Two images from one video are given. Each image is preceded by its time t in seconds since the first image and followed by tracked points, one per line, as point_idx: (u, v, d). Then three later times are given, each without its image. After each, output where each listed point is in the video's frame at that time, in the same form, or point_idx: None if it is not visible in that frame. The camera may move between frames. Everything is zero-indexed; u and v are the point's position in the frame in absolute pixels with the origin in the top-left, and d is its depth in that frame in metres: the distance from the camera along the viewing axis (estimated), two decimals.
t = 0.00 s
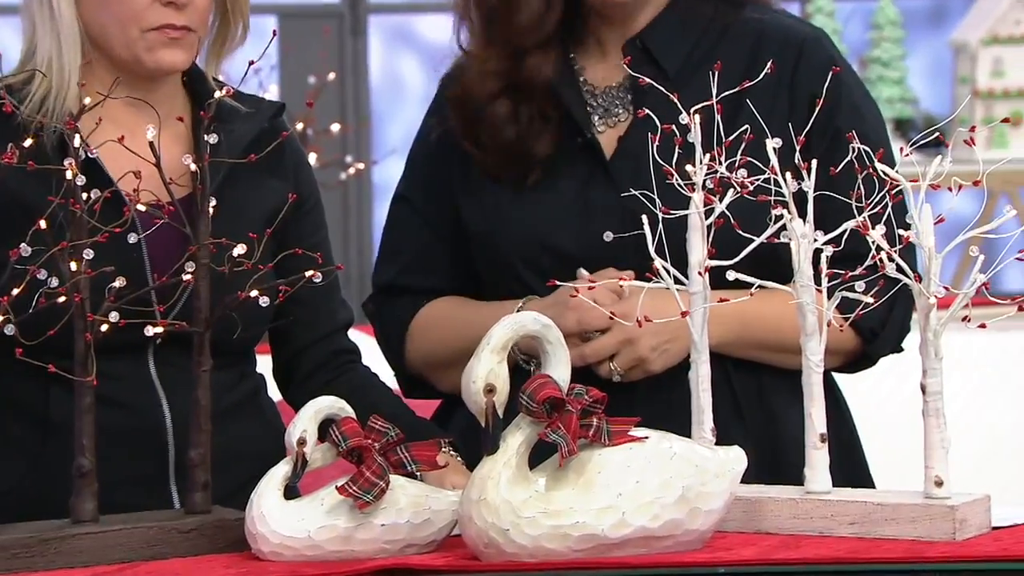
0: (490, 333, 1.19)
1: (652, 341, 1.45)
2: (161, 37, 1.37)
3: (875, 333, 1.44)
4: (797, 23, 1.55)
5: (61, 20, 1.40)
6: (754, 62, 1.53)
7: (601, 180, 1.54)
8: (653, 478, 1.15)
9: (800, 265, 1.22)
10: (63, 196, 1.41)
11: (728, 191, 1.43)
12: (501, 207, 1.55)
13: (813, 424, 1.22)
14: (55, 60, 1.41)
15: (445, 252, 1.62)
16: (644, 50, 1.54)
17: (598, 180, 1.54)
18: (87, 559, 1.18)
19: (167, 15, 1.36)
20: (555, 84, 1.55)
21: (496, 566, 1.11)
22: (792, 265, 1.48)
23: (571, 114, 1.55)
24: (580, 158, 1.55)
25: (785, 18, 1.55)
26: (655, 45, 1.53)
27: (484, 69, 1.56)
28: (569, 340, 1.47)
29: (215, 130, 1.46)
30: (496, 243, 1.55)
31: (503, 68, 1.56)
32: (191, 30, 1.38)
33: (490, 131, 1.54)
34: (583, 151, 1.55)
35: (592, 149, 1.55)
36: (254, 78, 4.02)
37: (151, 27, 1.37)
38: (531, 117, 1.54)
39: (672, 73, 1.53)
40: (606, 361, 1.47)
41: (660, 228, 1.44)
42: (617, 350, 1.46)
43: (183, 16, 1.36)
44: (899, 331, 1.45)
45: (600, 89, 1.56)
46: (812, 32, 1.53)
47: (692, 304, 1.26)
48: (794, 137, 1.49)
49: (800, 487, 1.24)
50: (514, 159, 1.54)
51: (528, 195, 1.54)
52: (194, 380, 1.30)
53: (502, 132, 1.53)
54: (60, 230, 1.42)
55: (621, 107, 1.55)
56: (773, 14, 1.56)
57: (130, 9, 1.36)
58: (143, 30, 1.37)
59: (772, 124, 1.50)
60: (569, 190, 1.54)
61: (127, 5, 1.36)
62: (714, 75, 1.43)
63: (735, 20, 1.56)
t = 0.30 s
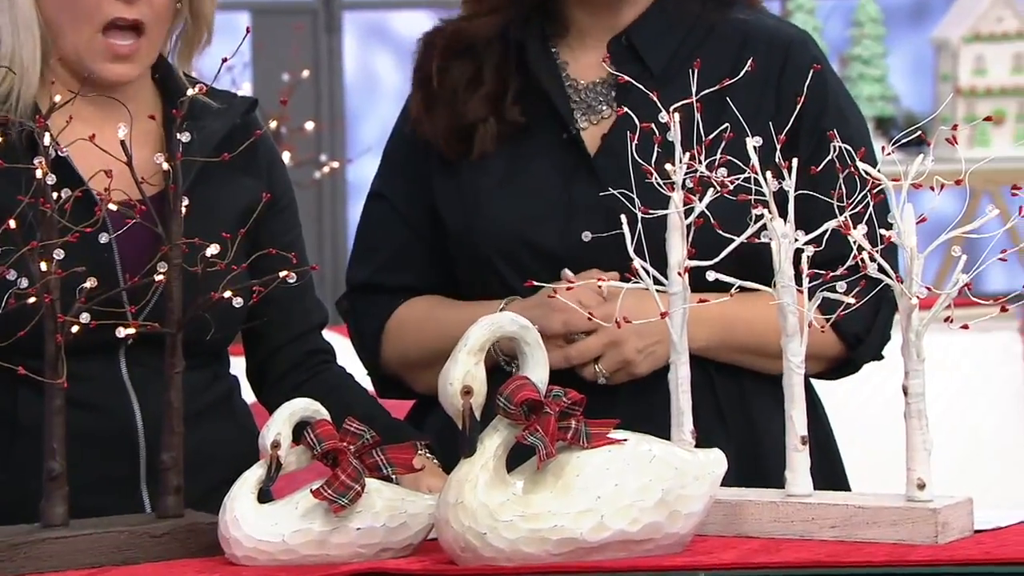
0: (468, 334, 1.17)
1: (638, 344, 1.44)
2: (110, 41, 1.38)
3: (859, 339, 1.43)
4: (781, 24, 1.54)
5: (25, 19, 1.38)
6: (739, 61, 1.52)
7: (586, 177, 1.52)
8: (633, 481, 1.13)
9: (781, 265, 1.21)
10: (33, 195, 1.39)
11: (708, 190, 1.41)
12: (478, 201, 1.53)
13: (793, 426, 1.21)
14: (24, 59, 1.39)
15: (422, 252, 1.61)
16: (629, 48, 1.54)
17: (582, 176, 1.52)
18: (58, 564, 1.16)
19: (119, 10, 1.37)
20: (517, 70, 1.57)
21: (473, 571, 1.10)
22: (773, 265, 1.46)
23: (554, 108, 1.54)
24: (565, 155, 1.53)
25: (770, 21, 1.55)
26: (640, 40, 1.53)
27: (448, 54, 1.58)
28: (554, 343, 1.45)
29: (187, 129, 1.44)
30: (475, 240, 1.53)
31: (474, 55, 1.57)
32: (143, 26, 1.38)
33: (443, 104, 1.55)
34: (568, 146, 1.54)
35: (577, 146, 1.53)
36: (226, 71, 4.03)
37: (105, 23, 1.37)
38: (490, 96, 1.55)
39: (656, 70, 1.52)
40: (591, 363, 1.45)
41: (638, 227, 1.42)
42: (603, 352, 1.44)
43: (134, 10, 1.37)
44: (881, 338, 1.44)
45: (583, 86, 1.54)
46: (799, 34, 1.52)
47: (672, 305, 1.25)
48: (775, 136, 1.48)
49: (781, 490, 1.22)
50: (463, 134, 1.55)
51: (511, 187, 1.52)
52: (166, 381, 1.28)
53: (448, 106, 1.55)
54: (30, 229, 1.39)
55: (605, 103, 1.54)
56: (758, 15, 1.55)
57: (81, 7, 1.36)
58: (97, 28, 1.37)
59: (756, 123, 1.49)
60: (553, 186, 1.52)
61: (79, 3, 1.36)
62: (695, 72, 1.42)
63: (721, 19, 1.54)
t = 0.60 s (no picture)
0: (444, 336, 1.15)
1: (626, 344, 1.42)
2: (65, 31, 1.35)
3: (846, 329, 1.42)
4: (754, 12, 1.53)
5: None
6: (712, 56, 1.50)
7: (562, 177, 1.50)
8: (611, 484, 1.12)
9: (762, 266, 1.19)
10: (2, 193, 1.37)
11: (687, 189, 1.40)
12: (451, 205, 1.51)
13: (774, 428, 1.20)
14: None
15: (397, 253, 1.59)
16: (598, 44, 1.52)
17: (556, 176, 1.50)
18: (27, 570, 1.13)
19: (69, 10, 1.34)
20: (491, 74, 1.56)
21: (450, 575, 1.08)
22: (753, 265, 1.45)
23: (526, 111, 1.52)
24: (538, 157, 1.51)
25: (741, 7, 1.54)
26: (610, 36, 1.51)
27: (426, 62, 1.56)
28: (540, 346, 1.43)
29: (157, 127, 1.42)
30: (452, 244, 1.51)
31: (457, 61, 1.56)
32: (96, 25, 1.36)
33: (422, 115, 1.55)
34: (540, 147, 1.52)
35: (549, 146, 1.51)
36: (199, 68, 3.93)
37: (58, 23, 1.35)
38: (469, 101, 1.54)
39: (627, 66, 1.50)
40: (578, 366, 1.43)
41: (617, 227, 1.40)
42: (590, 353, 1.42)
43: (86, 12, 1.35)
44: (866, 328, 1.43)
45: (554, 84, 1.53)
46: (770, 24, 1.50)
47: (651, 306, 1.23)
48: (755, 134, 1.46)
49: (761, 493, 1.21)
50: (443, 142, 1.54)
51: (485, 190, 1.51)
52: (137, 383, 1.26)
53: (428, 118, 1.54)
54: None
55: (576, 102, 1.52)
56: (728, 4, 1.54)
57: (32, 5, 1.34)
58: (45, 25, 1.35)
59: (733, 121, 1.47)
60: (526, 189, 1.50)
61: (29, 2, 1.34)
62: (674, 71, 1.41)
63: (691, 9, 1.54)
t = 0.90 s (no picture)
0: (419, 336, 1.13)
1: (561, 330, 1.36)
2: (53, 60, 1.35)
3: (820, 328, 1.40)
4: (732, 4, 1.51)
5: None
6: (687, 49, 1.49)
7: (533, 168, 1.48)
8: (588, 487, 1.10)
9: (741, 266, 1.19)
10: None
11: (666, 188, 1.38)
12: (422, 199, 1.49)
13: (754, 430, 1.18)
14: None
15: (374, 246, 1.58)
16: (571, 34, 1.51)
17: (527, 168, 1.48)
18: None
19: (64, 39, 1.34)
20: (463, 66, 1.54)
21: None
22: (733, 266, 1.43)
23: (495, 101, 1.51)
24: (507, 147, 1.50)
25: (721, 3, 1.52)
26: (581, 26, 1.50)
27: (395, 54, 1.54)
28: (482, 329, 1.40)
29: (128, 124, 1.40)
30: (422, 237, 1.50)
31: (430, 52, 1.53)
32: (89, 52, 1.36)
33: (390, 108, 1.52)
34: (508, 137, 1.50)
35: (518, 136, 1.50)
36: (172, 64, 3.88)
37: (49, 49, 1.34)
38: (440, 94, 1.52)
39: (599, 56, 1.49)
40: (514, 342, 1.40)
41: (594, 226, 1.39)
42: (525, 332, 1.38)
43: (82, 42, 1.35)
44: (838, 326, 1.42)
45: (525, 76, 1.51)
46: (747, 12, 1.49)
47: (629, 306, 1.22)
48: (734, 132, 1.44)
49: (741, 496, 1.20)
50: (412, 133, 1.52)
51: (451, 181, 1.49)
52: (107, 385, 1.24)
53: (397, 110, 1.52)
54: None
55: (547, 93, 1.50)
56: None
57: (25, 29, 1.33)
58: (38, 48, 1.34)
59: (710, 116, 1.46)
60: (495, 181, 1.48)
61: (23, 25, 1.32)
62: (653, 69, 1.39)
63: None
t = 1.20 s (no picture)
0: (393, 338, 1.12)
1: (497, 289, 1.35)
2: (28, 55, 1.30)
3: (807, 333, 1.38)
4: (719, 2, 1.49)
5: None
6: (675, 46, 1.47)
7: (528, 159, 1.45)
8: (566, 490, 1.09)
9: (720, 265, 1.18)
10: None
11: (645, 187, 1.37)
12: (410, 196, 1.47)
13: (733, 431, 1.17)
14: None
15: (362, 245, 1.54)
16: (564, 26, 1.48)
17: (520, 158, 1.45)
18: None
19: (42, 34, 1.29)
20: (451, 59, 1.52)
21: None
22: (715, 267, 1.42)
23: (488, 93, 1.48)
24: (501, 137, 1.47)
25: None
26: (575, 17, 1.47)
27: (362, 45, 1.53)
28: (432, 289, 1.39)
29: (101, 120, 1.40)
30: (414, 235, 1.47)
31: (390, 39, 1.52)
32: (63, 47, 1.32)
33: (371, 101, 1.50)
34: (502, 128, 1.47)
35: (510, 127, 1.46)
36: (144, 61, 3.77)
37: (25, 46, 1.29)
38: (423, 84, 1.50)
39: (594, 48, 1.46)
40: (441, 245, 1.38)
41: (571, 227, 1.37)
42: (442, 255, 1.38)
43: (58, 36, 1.30)
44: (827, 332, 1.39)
45: (516, 70, 1.49)
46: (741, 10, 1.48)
47: (607, 307, 1.20)
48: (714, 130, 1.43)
49: (720, 498, 1.18)
50: (397, 124, 1.49)
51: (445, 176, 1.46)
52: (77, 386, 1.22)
53: (378, 103, 1.50)
54: None
55: (538, 87, 1.48)
56: None
57: (4, 26, 1.27)
58: (15, 44, 1.29)
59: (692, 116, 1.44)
60: (491, 172, 1.45)
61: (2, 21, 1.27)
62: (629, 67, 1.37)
63: None
